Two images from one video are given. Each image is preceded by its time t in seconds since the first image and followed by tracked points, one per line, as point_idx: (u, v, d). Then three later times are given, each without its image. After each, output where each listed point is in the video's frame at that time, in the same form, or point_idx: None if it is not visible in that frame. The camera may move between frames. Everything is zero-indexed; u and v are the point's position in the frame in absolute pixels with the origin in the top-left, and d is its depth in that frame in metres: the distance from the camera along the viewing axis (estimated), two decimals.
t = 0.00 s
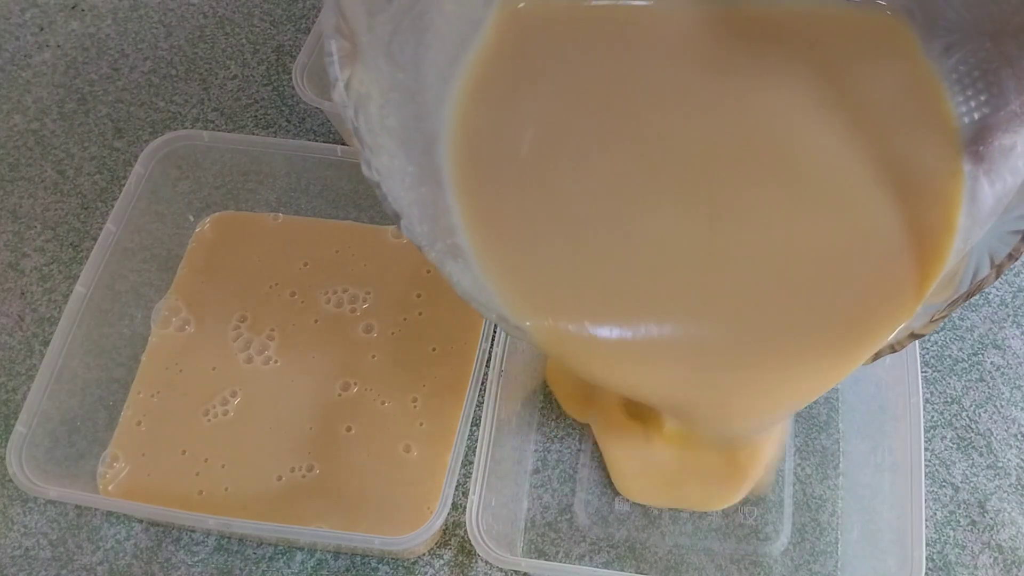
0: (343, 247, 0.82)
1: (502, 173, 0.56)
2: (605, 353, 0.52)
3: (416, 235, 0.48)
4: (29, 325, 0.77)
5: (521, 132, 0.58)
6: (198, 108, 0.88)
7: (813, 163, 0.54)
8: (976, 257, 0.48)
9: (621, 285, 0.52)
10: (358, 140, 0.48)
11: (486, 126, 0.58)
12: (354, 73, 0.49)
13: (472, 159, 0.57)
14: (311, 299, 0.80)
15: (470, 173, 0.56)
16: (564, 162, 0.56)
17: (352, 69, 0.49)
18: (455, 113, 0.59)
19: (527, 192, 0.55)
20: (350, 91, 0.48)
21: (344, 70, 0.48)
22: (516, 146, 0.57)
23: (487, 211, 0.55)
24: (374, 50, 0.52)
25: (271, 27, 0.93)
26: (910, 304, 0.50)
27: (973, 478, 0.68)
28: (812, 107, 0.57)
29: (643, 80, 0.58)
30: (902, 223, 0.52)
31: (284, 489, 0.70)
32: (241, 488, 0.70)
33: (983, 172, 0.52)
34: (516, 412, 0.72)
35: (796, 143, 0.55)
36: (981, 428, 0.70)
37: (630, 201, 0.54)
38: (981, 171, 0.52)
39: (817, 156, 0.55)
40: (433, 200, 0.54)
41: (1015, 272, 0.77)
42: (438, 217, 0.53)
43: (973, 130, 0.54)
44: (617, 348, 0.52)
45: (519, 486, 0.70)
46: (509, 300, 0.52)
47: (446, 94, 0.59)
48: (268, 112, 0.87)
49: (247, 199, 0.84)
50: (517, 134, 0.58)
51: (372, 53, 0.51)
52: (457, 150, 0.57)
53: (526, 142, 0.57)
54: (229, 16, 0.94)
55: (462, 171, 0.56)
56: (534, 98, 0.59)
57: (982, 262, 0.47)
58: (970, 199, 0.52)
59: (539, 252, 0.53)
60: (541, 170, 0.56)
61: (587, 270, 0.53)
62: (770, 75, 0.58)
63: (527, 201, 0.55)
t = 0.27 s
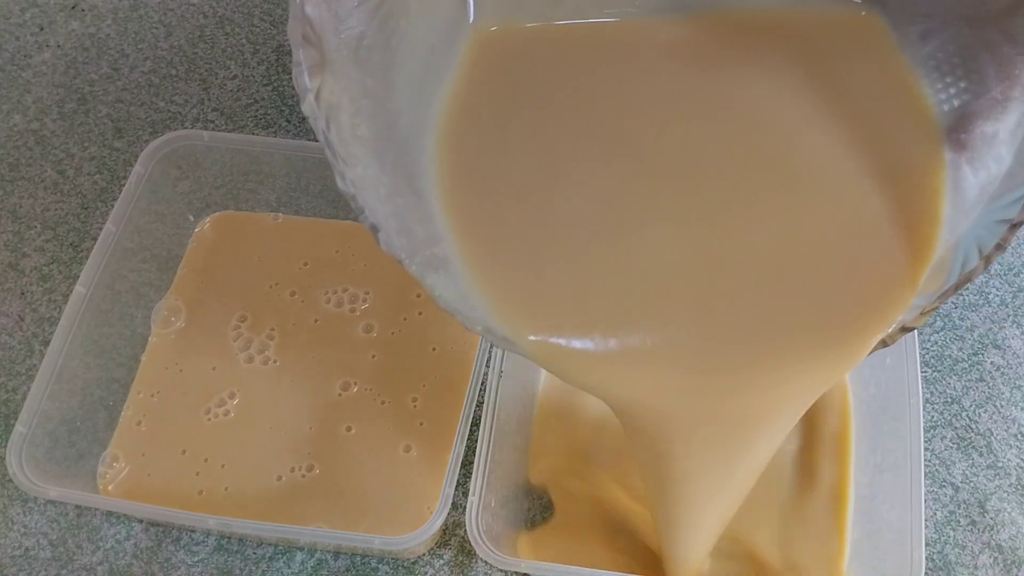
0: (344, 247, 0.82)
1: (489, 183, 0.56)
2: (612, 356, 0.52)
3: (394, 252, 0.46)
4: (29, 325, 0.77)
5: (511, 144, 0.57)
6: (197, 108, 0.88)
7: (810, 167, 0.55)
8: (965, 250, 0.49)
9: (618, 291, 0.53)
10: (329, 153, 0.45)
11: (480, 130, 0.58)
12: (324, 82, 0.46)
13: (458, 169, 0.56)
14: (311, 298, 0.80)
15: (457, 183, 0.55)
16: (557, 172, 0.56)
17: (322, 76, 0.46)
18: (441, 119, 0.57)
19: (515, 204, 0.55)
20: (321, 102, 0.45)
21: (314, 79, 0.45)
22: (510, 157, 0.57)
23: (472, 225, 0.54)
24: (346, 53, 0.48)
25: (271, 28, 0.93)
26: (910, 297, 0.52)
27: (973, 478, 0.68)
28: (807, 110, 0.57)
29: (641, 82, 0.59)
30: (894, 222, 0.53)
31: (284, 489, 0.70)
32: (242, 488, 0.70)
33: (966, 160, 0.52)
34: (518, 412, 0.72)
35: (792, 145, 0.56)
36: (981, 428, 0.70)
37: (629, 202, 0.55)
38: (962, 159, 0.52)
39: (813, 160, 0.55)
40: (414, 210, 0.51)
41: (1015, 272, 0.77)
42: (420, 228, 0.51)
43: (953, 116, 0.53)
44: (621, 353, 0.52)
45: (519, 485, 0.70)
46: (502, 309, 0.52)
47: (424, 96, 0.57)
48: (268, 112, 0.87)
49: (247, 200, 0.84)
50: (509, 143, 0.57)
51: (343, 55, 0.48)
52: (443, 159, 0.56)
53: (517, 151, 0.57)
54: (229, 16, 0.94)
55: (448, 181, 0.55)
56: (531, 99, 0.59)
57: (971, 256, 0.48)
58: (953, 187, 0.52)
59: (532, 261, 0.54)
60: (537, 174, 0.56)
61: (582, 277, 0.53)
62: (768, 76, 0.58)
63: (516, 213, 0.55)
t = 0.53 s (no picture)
0: (344, 247, 0.82)
1: (489, 184, 0.56)
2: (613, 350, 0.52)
3: (394, 253, 0.45)
4: (29, 325, 0.77)
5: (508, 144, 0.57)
6: (197, 108, 0.88)
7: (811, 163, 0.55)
8: (952, 237, 0.46)
9: (618, 287, 0.52)
10: (325, 154, 0.45)
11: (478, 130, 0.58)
12: (319, 89, 0.46)
13: (456, 171, 0.56)
14: (311, 299, 0.80)
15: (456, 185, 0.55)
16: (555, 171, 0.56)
17: (317, 84, 0.46)
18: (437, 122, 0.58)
19: (513, 203, 0.55)
20: (317, 107, 0.46)
21: (308, 86, 0.46)
22: (508, 156, 0.57)
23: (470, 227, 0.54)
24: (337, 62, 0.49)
25: (271, 28, 0.93)
26: (896, 287, 0.50)
27: (973, 478, 0.68)
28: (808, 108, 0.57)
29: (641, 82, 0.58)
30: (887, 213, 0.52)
31: (284, 489, 0.70)
32: (242, 488, 0.70)
33: (951, 148, 0.50)
34: (518, 412, 0.72)
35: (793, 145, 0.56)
36: (981, 428, 0.70)
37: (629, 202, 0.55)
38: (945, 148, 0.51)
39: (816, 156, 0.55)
40: (412, 213, 0.51)
41: (1015, 272, 0.77)
42: (418, 230, 0.51)
43: (938, 103, 0.52)
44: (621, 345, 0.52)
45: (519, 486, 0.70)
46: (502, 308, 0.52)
47: (421, 102, 0.57)
48: (268, 112, 0.87)
49: (247, 200, 0.84)
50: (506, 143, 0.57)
51: (335, 65, 0.49)
52: (440, 161, 0.56)
53: (515, 150, 0.57)
54: (229, 16, 0.94)
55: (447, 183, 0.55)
56: (530, 99, 0.59)
57: (956, 244, 0.45)
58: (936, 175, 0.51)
59: (531, 257, 0.53)
60: (536, 173, 0.56)
61: (582, 274, 0.53)
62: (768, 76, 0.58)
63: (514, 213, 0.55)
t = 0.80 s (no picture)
0: (344, 247, 0.82)
1: (490, 183, 0.56)
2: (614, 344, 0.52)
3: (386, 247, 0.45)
4: (29, 325, 0.77)
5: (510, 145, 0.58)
6: (198, 108, 0.88)
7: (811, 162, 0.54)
8: (945, 227, 0.47)
9: (620, 284, 0.52)
10: (319, 152, 0.46)
11: (479, 129, 0.58)
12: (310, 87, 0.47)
13: (458, 170, 0.56)
14: (311, 299, 0.80)
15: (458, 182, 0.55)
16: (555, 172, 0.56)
17: (308, 83, 0.48)
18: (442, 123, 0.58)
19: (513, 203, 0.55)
20: (309, 106, 0.47)
21: (300, 85, 0.47)
22: (509, 156, 0.56)
23: (472, 223, 0.54)
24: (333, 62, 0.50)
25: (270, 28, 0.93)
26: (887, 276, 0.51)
27: (973, 478, 0.68)
28: (809, 108, 0.57)
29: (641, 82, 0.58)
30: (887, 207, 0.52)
31: (284, 489, 0.70)
32: (242, 488, 0.70)
33: (941, 137, 0.51)
34: (518, 412, 0.72)
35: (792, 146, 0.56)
36: (981, 428, 0.70)
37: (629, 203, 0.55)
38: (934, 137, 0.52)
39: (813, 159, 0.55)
40: (410, 212, 0.51)
41: (1015, 272, 0.77)
42: (414, 227, 0.50)
43: (923, 94, 0.53)
44: (623, 338, 0.51)
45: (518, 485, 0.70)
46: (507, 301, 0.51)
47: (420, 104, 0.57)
48: (268, 112, 0.87)
49: (247, 200, 0.84)
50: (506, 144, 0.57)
51: (329, 64, 0.50)
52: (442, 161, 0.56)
53: (517, 149, 0.57)
54: (229, 16, 0.94)
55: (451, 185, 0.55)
56: (530, 99, 0.59)
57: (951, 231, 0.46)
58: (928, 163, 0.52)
59: (533, 253, 0.53)
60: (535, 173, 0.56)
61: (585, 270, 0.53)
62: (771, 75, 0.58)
63: (516, 211, 0.55)
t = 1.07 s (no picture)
0: (344, 247, 0.82)
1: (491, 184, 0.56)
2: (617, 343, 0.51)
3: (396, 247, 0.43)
4: (29, 325, 0.77)
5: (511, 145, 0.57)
6: (198, 108, 0.88)
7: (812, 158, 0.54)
8: (943, 215, 0.46)
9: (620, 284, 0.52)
10: (319, 146, 0.44)
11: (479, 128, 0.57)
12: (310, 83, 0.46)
13: (458, 170, 0.56)
14: (311, 299, 0.80)
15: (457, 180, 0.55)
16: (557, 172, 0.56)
17: (307, 79, 0.46)
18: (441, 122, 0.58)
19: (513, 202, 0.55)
20: (309, 102, 0.45)
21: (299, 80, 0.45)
22: (510, 155, 0.56)
23: (472, 222, 0.53)
24: (331, 58, 0.49)
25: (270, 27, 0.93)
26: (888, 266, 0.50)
27: (973, 478, 0.68)
28: (809, 107, 0.57)
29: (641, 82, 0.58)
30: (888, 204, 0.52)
31: (284, 489, 0.70)
32: (242, 488, 0.70)
33: (940, 123, 0.51)
34: (518, 412, 0.72)
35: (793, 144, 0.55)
36: (981, 428, 0.70)
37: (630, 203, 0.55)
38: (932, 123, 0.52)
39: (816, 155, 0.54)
40: (412, 209, 0.49)
41: (1015, 272, 0.77)
42: (417, 225, 0.48)
43: (922, 78, 0.53)
44: (624, 335, 0.51)
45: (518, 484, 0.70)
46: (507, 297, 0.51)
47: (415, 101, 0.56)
48: (268, 112, 0.87)
49: (247, 200, 0.84)
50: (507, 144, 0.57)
51: (327, 59, 0.48)
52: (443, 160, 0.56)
53: (516, 149, 0.57)
54: (229, 16, 0.94)
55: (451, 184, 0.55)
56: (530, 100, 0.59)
57: (951, 219, 0.45)
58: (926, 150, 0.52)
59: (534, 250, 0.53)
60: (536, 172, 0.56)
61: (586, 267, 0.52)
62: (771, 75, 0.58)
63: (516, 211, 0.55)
